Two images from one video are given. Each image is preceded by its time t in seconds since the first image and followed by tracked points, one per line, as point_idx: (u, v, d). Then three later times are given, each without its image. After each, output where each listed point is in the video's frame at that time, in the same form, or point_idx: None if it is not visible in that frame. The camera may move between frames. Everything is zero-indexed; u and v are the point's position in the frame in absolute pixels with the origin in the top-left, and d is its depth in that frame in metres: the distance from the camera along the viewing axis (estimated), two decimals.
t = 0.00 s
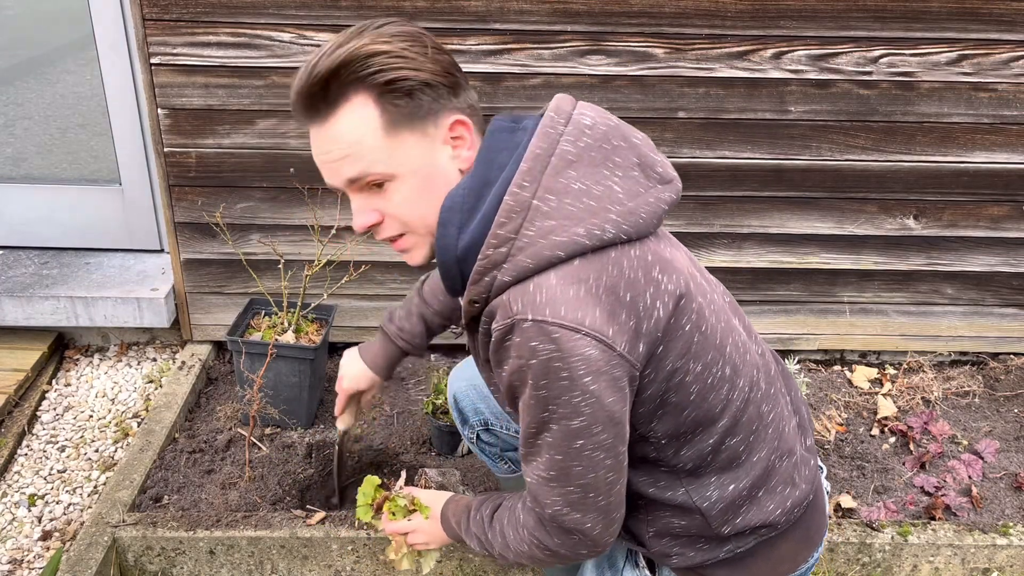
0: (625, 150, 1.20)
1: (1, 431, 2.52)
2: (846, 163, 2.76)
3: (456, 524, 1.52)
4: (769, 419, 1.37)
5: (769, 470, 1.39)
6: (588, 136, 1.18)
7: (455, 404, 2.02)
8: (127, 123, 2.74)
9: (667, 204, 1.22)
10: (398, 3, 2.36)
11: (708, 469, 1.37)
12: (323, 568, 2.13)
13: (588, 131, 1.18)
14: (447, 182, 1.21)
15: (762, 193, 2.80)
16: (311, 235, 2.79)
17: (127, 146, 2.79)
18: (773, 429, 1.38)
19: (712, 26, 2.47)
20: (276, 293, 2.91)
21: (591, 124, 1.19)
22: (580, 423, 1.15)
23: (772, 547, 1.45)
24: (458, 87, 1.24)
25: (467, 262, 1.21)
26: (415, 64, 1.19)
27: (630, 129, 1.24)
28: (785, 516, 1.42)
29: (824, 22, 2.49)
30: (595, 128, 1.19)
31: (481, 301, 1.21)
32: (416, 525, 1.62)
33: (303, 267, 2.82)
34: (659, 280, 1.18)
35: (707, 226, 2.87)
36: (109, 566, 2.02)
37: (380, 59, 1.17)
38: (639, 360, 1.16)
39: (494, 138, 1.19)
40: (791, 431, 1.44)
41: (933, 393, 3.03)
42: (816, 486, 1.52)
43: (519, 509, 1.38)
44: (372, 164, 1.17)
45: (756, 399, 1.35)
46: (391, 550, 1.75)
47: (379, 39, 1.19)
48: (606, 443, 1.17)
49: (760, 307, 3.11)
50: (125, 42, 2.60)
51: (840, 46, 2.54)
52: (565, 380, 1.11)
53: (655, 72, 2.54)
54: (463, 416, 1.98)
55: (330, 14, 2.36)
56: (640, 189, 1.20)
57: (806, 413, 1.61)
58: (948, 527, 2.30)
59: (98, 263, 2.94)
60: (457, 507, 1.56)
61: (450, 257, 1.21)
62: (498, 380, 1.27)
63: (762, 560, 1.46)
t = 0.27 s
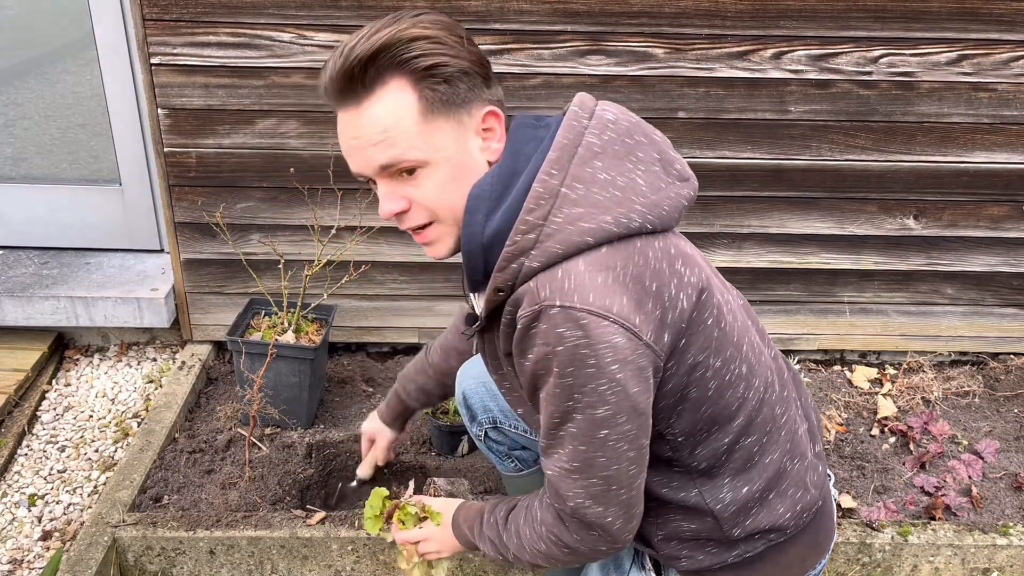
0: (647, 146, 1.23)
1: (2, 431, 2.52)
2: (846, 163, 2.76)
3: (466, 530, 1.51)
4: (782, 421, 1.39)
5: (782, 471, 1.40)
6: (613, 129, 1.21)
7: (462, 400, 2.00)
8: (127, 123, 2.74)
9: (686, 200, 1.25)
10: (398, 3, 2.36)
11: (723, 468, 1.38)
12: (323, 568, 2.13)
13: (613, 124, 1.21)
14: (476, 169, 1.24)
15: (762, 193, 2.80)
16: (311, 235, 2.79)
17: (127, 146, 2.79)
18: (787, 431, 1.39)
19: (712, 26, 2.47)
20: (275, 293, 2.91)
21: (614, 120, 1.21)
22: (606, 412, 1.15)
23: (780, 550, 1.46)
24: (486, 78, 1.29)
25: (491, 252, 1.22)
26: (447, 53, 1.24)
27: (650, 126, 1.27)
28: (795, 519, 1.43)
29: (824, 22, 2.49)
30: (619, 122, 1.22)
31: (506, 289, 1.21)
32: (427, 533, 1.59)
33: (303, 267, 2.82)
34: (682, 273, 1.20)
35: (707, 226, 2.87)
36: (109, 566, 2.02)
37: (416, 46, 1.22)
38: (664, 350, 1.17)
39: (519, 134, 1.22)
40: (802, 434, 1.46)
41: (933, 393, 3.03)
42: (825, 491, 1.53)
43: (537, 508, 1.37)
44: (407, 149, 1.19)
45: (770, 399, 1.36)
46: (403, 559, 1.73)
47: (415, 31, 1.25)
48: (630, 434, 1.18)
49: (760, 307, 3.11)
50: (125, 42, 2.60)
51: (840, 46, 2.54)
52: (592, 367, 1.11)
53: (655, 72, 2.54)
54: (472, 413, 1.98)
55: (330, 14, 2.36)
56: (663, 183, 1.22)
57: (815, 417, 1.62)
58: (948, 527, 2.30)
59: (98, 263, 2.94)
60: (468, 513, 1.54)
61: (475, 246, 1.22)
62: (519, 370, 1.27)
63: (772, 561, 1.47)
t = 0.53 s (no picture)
0: (667, 144, 1.24)
1: (2, 431, 2.52)
2: (846, 163, 2.76)
3: (474, 531, 1.49)
4: (790, 422, 1.40)
5: (789, 473, 1.41)
6: (634, 127, 1.22)
7: (465, 399, 2.02)
8: (127, 123, 2.74)
9: (706, 199, 1.26)
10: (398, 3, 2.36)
11: (732, 468, 1.38)
12: (323, 568, 2.13)
13: (634, 121, 1.22)
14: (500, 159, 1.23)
15: (762, 193, 2.80)
16: (311, 235, 2.79)
17: (127, 146, 2.79)
18: (794, 432, 1.41)
19: (712, 26, 2.47)
20: (276, 292, 2.91)
21: (636, 116, 1.22)
22: (624, 412, 1.15)
23: (783, 551, 1.47)
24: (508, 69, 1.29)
25: (507, 246, 1.23)
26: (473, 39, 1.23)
27: (672, 124, 1.28)
28: (800, 520, 1.44)
29: (824, 23, 2.49)
30: (640, 119, 1.22)
31: (524, 287, 1.22)
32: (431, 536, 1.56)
33: (303, 267, 2.82)
34: (700, 273, 1.21)
35: (707, 226, 2.87)
36: (109, 566, 2.02)
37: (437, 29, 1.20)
38: (681, 350, 1.18)
39: (540, 128, 1.24)
40: (808, 437, 1.47)
41: (933, 393, 3.03)
42: (828, 494, 1.54)
43: (549, 507, 1.37)
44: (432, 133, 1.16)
45: (780, 400, 1.38)
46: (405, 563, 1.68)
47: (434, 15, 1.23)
48: (648, 434, 1.18)
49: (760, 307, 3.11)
50: (125, 42, 2.60)
51: (840, 46, 2.54)
52: (611, 367, 1.12)
53: (655, 72, 2.54)
54: (473, 411, 1.99)
55: (330, 14, 2.36)
56: (681, 182, 1.23)
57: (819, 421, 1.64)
58: (948, 527, 2.30)
59: (99, 263, 2.94)
60: (473, 514, 1.52)
61: (491, 240, 1.23)
62: (534, 368, 1.26)
63: (775, 562, 1.48)
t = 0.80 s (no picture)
0: (688, 137, 1.26)
1: (2, 431, 2.52)
2: (846, 163, 2.76)
3: (484, 524, 1.49)
4: (799, 419, 1.41)
5: (797, 469, 1.42)
6: (657, 118, 1.23)
7: (466, 400, 2.03)
8: (127, 123, 2.74)
9: (724, 193, 1.27)
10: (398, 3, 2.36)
11: (746, 463, 1.37)
12: (323, 568, 2.13)
13: (657, 113, 1.24)
14: (525, 146, 1.24)
15: (762, 193, 2.80)
16: (311, 235, 2.78)
17: (127, 147, 2.79)
18: (802, 429, 1.42)
19: (713, 26, 2.47)
20: (275, 293, 2.91)
21: (659, 108, 1.25)
22: (649, 401, 1.14)
23: (788, 548, 1.48)
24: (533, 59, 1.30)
25: (533, 233, 1.22)
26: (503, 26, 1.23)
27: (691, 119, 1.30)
28: (805, 517, 1.45)
29: (824, 22, 2.49)
30: (663, 112, 1.25)
31: (550, 273, 1.20)
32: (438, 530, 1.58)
33: (303, 266, 2.81)
34: (722, 265, 1.20)
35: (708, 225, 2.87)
36: (109, 566, 2.02)
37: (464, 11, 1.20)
38: (705, 341, 1.18)
39: (564, 118, 1.26)
40: (814, 435, 1.48)
41: (933, 393, 3.03)
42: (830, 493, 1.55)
43: (564, 499, 1.35)
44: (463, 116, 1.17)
45: (791, 396, 1.39)
46: (411, 561, 1.65)
47: None
48: (672, 424, 1.17)
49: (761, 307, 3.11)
50: (125, 42, 2.60)
51: (840, 46, 2.54)
52: (639, 354, 1.10)
53: (656, 72, 2.54)
54: (474, 411, 1.99)
55: (330, 14, 2.36)
56: (702, 175, 1.24)
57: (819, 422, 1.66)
58: (948, 527, 2.30)
59: (98, 263, 2.93)
60: (481, 508, 1.53)
61: (516, 227, 1.22)
62: (555, 357, 1.24)
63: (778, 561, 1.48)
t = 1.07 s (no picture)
0: (695, 145, 1.25)
1: (2, 431, 2.52)
2: (846, 163, 2.76)
3: (495, 534, 1.50)
4: (808, 423, 1.42)
5: (807, 474, 1.42)
6: (664, 126, 1.23)
7: (472, 399, 2.01)
8: (127, 123, 2.74)
9: (731, 200, 1.27)
10: (398, 3, 2.36)
11: (757, 468, 1.38)
12: (323, 568, 2.13)
13: (664, 121, 1.23)
14: (530, 156, 1.24)
15: (762, 193, 2.80)
16: (311, 235, 2.79)
17: (127, 147, 2.79)
18: (812, 434, 1.43)
19: (713, 26, 2.47)
20: (275, 292, 2.91)
21: (665, 116, 1.24)
22: (661, 407, 1.15)
23: (801, 555, 1.47)
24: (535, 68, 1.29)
25: (543, 244, 1.22)
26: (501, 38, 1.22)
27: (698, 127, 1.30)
28: (817, 523, 1.45)
29: (824, 22, 2.49)
30: (670, 120, 1.24)
31: (560, 280, 1.20)
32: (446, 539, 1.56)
33: (303, 266, 2.82)
34: (731, 270, 1.21)
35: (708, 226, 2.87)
36: (109, 566, 2.02)
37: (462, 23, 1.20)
38: (715, 346, 1.19)
39: (569, 124, 1.25)
40: (823, 441, 1.48)
41: (933, 393, 3.03)
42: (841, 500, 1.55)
43: (579, 506, 1.36)
44: (464, 130, 1.16)
45: (800, 401, 1.40)
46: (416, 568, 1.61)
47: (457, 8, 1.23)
48: (684, 430, 1.17)
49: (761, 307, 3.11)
50: (124, 42, 2.60)
51: (840, 46, 2.54)
52: (649, 361, 1.11)
53: (656, 72, 2.54)
54: (482, 411, 1.98)
55: (330, 14, 2.36)
56: (709, 182, 1.24)
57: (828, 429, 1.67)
58: (948, 527, 2.30)
59: (99, 263, 2.94)
60: (489, 517, 1.54)
61: (526, 238, 1.22)
62: (566, 365, 1.25)
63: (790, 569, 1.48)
